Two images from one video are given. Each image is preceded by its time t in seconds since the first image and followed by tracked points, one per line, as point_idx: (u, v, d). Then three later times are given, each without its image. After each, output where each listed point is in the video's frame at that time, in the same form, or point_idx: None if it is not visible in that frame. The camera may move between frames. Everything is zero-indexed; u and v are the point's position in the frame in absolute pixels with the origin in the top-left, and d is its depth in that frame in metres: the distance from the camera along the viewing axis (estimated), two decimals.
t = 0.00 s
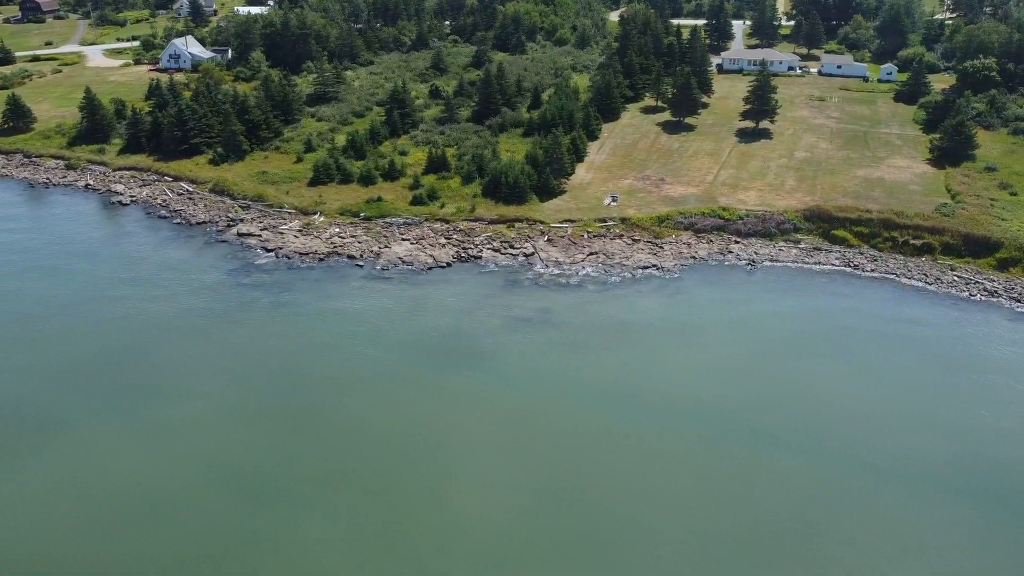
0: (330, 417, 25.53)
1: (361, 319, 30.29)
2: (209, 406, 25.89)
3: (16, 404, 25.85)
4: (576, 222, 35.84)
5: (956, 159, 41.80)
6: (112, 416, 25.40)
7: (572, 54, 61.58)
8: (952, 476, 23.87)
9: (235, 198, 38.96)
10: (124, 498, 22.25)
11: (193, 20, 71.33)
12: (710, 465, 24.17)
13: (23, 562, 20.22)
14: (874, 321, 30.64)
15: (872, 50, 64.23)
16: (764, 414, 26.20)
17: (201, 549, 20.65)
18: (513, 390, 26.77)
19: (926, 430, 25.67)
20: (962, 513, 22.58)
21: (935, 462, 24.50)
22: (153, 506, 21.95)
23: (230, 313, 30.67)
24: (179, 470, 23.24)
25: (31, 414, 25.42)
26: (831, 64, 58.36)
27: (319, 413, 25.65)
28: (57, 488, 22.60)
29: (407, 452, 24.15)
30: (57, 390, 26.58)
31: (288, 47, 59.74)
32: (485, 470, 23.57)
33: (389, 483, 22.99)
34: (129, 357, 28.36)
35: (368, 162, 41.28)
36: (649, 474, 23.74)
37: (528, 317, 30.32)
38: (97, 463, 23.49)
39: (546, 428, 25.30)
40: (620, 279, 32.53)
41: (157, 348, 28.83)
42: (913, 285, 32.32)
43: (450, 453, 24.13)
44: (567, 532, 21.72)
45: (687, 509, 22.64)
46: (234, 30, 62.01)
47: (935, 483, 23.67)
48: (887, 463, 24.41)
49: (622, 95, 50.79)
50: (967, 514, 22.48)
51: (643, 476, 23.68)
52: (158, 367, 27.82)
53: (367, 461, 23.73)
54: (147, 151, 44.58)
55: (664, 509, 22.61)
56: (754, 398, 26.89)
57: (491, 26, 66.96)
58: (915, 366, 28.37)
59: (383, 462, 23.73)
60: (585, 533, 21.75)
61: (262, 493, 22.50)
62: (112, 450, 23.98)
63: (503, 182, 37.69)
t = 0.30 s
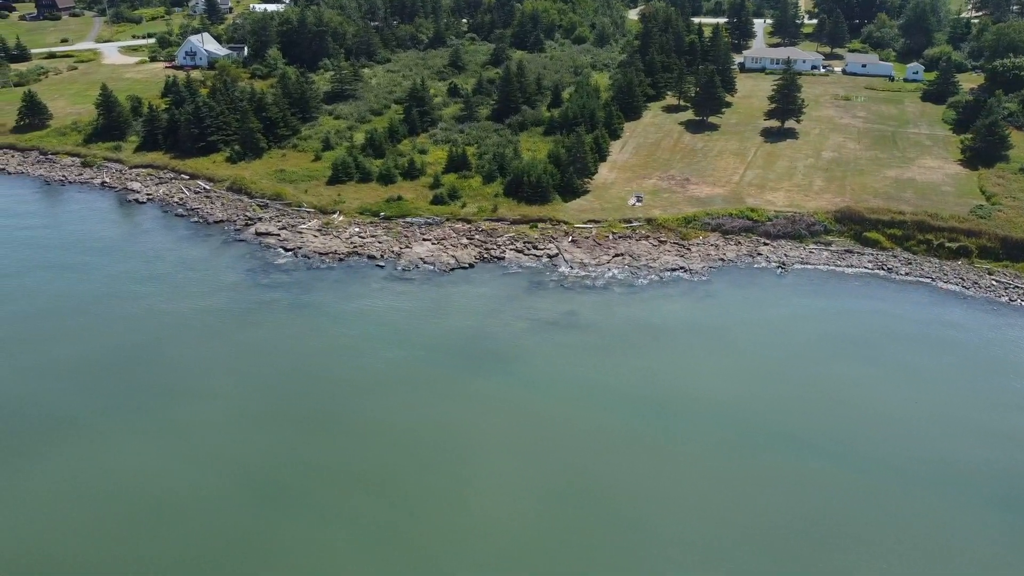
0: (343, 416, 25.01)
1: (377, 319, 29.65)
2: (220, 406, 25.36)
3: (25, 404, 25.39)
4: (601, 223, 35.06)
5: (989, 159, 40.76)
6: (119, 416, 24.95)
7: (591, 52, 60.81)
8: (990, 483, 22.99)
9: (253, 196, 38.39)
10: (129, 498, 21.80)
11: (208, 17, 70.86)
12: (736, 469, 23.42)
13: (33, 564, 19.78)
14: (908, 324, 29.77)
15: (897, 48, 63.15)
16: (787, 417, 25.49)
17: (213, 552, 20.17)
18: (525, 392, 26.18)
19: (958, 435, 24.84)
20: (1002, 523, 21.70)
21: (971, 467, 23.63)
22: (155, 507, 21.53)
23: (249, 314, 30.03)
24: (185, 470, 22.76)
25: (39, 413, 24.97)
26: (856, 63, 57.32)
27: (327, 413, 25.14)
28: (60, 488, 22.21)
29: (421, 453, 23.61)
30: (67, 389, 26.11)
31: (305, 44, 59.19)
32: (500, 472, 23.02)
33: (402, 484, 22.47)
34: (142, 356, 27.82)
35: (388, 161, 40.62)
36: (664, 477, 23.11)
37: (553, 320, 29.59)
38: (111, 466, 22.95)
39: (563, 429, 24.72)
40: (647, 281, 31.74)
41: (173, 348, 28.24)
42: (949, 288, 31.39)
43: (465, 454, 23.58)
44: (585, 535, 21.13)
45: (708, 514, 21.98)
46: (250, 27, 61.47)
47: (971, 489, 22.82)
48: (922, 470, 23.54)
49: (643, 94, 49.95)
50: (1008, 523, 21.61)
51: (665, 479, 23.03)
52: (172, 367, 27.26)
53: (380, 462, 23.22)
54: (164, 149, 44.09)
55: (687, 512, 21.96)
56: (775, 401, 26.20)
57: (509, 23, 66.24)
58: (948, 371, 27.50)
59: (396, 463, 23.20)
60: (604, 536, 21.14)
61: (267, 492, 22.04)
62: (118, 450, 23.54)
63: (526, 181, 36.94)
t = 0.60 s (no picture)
0: (358, 416, 24.48)
1: (394, 320, 29.00)
2: (233, 407, 24.80)
3: (34, 404, 24.96)
4: (626, 224, 34.24)
5: None
6: (126, 415, 24.50)
7: (611, 51, 59.97)
8: None
9: (272, 195, 37.79)
10: (132, 499, 21.36)
11: (225, 15, 70.42)
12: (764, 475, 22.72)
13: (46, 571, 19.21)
14: (945, 329, 28.83)
15: (923, 47, 61.97)
16: (812, 421, 24.70)
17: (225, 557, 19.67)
18: (539, 393, 25.56)
19: (997, 442, 24.01)
20: None
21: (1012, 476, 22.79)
22: (157, 505, 21.15)
23: (269, 315, 29.38)
24: (191, 470, 22.32)
25: (56, 415, 24.42)
26: (881, 62, 56.29)
27: (336, 413, 24.63)
28: (67, 489, 21.74)
29: (434, 454, 23.06)
30: (79, 390, 25.59)
31: (322, 42, 58.63)
32: (517, 474, 22.45)
33: (416, 485, 21.94)
34: (154, 356, 27.30)
35: (408, 160, 39.93)
36: (681, 480, 22.45)
37: (580, 323, 28.81)
38: (128, 469, 22.39)
39: (581, 431, 24.12)
40: (675, 284, 30.90)
41: (190, 348, 27.63)
42: (988, 293, 30.42)
43: (479, 455, 23.04)
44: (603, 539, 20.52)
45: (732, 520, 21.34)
46: (268, 24, 60.94)
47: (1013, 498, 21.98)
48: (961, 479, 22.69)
49: (666, 93, 49.09)
50: None
51: (686, 482, 22.40)
52: (185, 367, 26.70)
53: (393, 463, 22.71)
54: (181, 147, 43.57)
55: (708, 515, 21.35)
56: (798, 405, 25.42)
57: (528, 22, 65.49)
58: (986, 376, 26.58)
59: (411, 464, 22.68)
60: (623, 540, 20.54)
61: (273, 493, 21.57)
62: (124, 450, 23.10)
63: (549, 181, 36.18)
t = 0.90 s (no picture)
0: (373, 416, 24.00)
1: (414, 321, 28.36)
2: (252, 409, 24.19)
3: (49, 405, 24.38)
4: (653, 225, 33.42)
5: None
6: (135, 414, 23.98)
7: (632, 50, 59.11)
8: None
9: (291, 194, 37.18)
10: (137, 500, 20.88)
11: (242, 13, 69.99)
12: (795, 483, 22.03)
13: None
14: (985, 336, 27.89)
15: (950, 47, 60.79)
16: (836, 427, 24.06)
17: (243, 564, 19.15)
18: (553, 394, 24.99)
19: None
20: None
21: None
22: (165, 505, 20.70)
23: (290, 317, 28.72)
24: (199, 470, 21.85)
25: (72, 417, 23.84)
26: (909, 61, 55.22)
27: (346, 412, 24.14)
28: (83, 493, 21.16)
29: (447, 454, 22.58)
30: (96, 391, 25.00)
31: (340, 40, 58.06)
32: (535, 477, 21.93)
33: (433, 487, 21.46)
34: (168, 355, 26.74)
35: (429, 158, 39.24)
36: (700, 483, 21.88)
37: (609, 328, 28.00)
38: (145, 473, 21.79)
39: (601, 433, 23.55)
40: (706, 288, 30.06)
41: (209, 350, 27.01)
42: None
43: (495, 457, 22.53)
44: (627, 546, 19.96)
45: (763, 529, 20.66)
46: (285, 22, 60.41)
47: None
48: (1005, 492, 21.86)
49: (690, 92, 48.21)
50: None
51: (710, 487, 21.82)
52: (200, 367, 26.13)
53: (408, 464, 22.24)
54: (199, 145, 43.05)
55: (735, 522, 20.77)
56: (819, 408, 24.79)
57: (547, 20, 64.72)
58: None
59: (426, 465, 22.20)
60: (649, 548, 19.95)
61: (282, 493, 21.13)
62: (134, 450, 22.60)
63: (573, 181, 35.41)
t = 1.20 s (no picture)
0: (389, 418, 23.42)
1: (436, 324, 27.67)
2: (269, 412, 23.56)
3: (63, 407, 23.76)
4: (681, 228, 32.59)
5: None
6: (151, 416, 23.36)
7: (652, 49, 58.25)
8: None
9: (310, 195, 36.55)
10: (149, 504, 20.27)
11: (258, 12, 69.55)
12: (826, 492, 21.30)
13: None
14: None
15: (978, 47, 59.65)
16: (861, 432, 23.38)
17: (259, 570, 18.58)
18: (576, 398, 24.32)
19: None
20: None
21: None
22: (178, 509, 20.11)
23: (310, 319, 28.02)
24: (210, 471, 21.29)
25: (87, 420, 23.21)
26: (936, 61, 54.14)
27: (363, 414, 23.55)
28: (97, 497, 20.53)
29: (465, 457, 21.98)
30: (112, 393, 24.39)
31: (358, 38, 57.46)
32: (556, 482, 21.33)
33: (450, 490, 20.89)
34: (183, 356, 26.15)
35: (450, 158, 38.54)
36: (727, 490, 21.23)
37: (639, 334, 27.14)
38: (160, 477, 21.15)
39: (623, 438, 22.89)
40: (737, 293, 29.20)
41: (228, 352, 26.36)
42: None
43: (515, 462, 21.89)
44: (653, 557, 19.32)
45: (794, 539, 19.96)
46: (302, 21, 59.85)
47: None
48: None
49: (714, 92, 47.29)
50: None
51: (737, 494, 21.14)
52: (215, 369, 25.52)
53: (425, 467, 21.65)
54: (216, 144, 42.49)
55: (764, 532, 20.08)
56: (844, 412, 24.09)
57: (566, 19, 63.94)
58: None
59: (444, 468, 21.60)
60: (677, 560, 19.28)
61: (292, 494, 20.63)
62: (149, 452, 21.99)
63: (598, 182, 34.61)
